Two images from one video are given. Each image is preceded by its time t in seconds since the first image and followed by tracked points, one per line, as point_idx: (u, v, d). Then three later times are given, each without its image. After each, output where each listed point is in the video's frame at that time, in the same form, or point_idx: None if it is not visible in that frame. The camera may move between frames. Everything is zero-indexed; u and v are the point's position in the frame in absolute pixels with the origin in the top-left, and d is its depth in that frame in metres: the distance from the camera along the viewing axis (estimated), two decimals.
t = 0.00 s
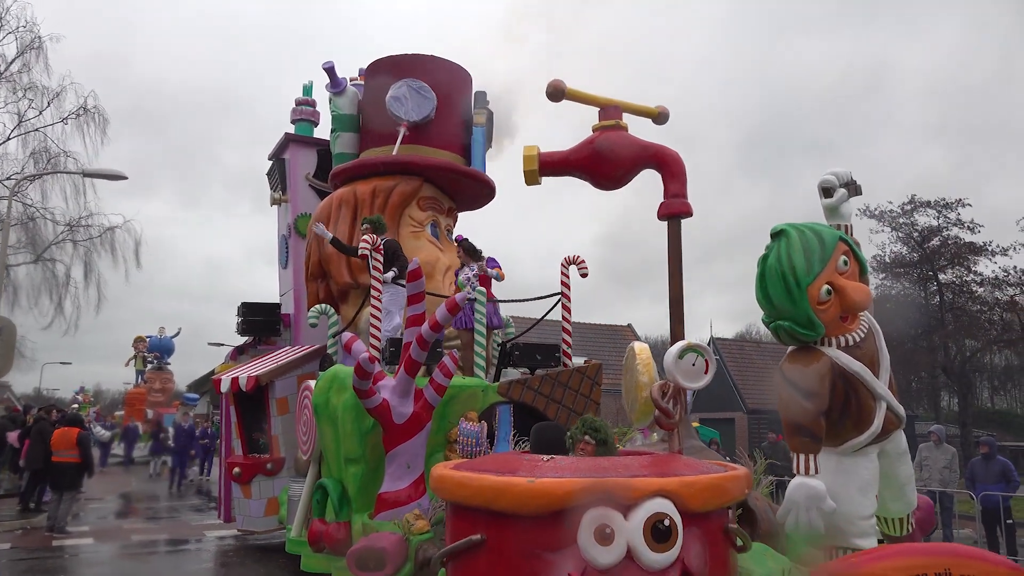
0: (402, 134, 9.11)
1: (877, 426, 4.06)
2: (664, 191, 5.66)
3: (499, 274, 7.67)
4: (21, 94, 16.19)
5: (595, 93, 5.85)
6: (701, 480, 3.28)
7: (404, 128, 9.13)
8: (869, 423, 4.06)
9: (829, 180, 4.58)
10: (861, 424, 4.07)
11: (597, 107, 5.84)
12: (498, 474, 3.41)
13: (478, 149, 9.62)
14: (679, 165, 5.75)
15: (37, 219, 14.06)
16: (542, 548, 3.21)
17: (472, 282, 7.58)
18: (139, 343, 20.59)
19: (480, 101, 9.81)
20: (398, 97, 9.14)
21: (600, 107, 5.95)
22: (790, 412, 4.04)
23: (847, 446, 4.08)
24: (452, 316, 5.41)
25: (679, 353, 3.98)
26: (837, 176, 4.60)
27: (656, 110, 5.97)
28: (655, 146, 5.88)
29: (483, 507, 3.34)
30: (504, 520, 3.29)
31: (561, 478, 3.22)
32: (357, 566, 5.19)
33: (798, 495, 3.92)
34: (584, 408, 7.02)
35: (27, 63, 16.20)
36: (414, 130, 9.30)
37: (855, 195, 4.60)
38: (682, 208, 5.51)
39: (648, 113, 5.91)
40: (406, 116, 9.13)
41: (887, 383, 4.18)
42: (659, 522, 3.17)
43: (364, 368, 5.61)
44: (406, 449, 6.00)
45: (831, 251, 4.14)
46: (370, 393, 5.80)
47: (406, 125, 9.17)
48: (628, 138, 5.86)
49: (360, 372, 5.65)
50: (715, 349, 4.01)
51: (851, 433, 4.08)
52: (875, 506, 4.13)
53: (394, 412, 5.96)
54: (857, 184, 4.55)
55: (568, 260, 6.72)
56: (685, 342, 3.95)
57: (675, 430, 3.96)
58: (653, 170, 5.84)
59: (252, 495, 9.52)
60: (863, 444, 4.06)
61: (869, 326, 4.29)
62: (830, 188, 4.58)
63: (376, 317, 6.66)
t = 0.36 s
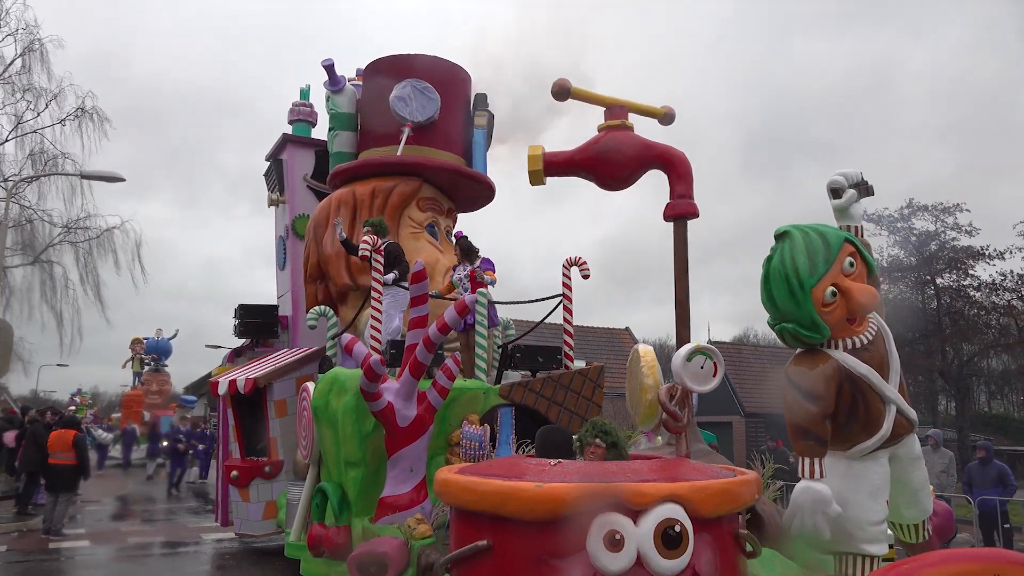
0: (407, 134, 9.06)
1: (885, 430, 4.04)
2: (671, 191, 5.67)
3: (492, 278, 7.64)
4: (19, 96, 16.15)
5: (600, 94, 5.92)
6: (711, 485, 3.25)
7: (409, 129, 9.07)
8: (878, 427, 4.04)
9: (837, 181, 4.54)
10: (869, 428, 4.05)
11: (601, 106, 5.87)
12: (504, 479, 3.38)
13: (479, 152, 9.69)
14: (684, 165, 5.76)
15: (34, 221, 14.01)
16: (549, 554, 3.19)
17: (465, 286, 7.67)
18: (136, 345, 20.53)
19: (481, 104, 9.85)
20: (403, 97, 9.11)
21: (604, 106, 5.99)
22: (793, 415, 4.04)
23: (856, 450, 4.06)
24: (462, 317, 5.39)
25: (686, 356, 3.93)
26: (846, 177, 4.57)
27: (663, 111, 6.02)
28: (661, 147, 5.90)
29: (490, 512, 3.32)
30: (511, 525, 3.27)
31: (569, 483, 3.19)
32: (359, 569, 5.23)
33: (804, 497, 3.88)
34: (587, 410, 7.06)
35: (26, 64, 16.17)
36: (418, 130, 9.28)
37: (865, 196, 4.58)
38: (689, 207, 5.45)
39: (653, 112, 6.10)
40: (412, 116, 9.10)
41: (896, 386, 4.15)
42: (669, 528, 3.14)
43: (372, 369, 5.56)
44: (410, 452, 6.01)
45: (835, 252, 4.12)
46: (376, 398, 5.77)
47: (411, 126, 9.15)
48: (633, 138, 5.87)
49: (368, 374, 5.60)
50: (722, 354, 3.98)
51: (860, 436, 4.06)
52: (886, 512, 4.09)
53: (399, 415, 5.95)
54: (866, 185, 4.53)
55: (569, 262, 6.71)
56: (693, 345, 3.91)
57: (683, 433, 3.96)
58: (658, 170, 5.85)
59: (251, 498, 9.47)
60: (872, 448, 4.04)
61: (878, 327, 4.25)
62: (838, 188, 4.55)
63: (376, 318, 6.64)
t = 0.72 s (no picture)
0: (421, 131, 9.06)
1: (901, 430, 4.02)
2: (683, 188, 5.64)
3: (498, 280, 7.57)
4: (27, 94, 16.19)
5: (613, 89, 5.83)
6: (728, 486, 3.23)
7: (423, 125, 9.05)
8: (894, 427, 4.02)
9: (853, 177, 4.50)
10: (885, 428, 4.02)
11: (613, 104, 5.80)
12: (518, 479, 3.37)
13: (490, 150, 9.77)
14: (696, 162, 5.74)
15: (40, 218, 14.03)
16: (564, 555, 3.18)
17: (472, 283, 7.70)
18: (142, 343, 20.58)
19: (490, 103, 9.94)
20: (416, 94, 9.07)
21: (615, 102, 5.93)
22: (808, 415, 4.00)
23: (871, 450, 4.04)
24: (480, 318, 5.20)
25: (701, 354, 3.94)
26: (862, 173, 4.52)
27: (674, 107, 5.93)
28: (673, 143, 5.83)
29: (504, 513, 3.31)
30: (525, 526, 3.26)
31: (584, 483, 3.18)
32: (369, 569, 5.31)
33: (817, 499, 3.87)
34: (595, 410, 6.94)
35: (33, 63, 16.20)
36: (431, 128, 9.26)
37: (882, 192, 4.53)
38: (702, 206, 5.39)
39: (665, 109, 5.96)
40: (425, 113, 9.09)
41: (913, 385, 4.12)
42: (686, 530, 3.13)
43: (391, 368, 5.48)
44: (421, 450, 6.04)
45: (848, 249, 4.07)
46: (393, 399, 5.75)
47: (423, 122, 9.11)
48: (645, 135, 5.81)
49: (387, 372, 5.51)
50: (736, 351, 3.99)
51: (875, 436, 4.03)
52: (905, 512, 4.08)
53: (410, 414, 5.97)
54: (884, 182, 4.49)
55: (578, 260, 6.70)
56: (707, 342, 3.92)
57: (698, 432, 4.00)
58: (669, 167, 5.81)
59: (258, 497, 9.49)
60: (887, 447, 4.02)
61: (894, 326, 4.22)
62: (854, 184, 4.51)
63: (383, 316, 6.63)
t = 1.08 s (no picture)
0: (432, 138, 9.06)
1: (916, 437, 4.01)
2: (691, 193, 5.63)
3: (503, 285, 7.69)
4: (31, 103, 16.24)
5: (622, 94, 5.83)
6: (742, 494, 3.20)
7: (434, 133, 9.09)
8: (909, 434, 4.01)
9: (865, 181, 4.49)
10: (900, 435, 4.02)
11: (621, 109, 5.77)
12: (529, 488, 3.35)
13: (496, 159, 9.94)
14: (705, 166, 5.75)
15: (44, 226, 14.06)
16: (576, 565, 3.16)
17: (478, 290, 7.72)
18: (144, 351, 20.59)
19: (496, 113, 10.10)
20: (429, 101, 9.08)
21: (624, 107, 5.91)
22: (822, 421, 4.00)
23: (886, 457, 4.03)
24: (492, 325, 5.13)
25: (712, 361, 3.96)
26: (874, 177, 4.50)
27: (681, 111, 5.90)
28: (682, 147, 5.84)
29: (514, 522, 3.29)
30: (536, 535, 3.24)
31: (596, 492, 3.16)
32: None
33: (834, 508, 3.85)
34: (603, 417, 6.96)
35: (37, 71, 16.25)
36: (442, 134, 9.28)
37: (893, 196, 4.52)
38: (711, 211, 5.37)
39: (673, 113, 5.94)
40: (437, 120, 9.11)
41: (928, 391, 4.09)
42: (699, 539, 3.10)
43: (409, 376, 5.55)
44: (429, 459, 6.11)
45: (861, 254, 4.07)
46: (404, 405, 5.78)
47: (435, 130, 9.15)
48: (654, 139, 5.82)
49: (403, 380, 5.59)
50: (747, 358, 4.01)
51: (890, 443, 4.03)
52: (920, 522, 4.05)
53: (421, 422, 6.03)
54: (895, 186, 4.47)
55: (585, 266, 6.69)
56: (718, 349, 3.95)
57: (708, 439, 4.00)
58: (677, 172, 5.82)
59: (262, 505, 9.48)
60: (903, 454, 4.01)
61: (908, 331, 4.19)
62: (866, 189, 4.50)
63: (389, 322, 6.62)
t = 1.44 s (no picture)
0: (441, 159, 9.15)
1: (928, 458, 3.99)
2: (696, 212, 5.63)
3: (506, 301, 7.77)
4: (31, 125, 16.31)
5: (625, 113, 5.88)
6: (753, 517, 3.18)
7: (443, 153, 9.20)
8: (921, 455, 3.99)
9: (872, 200, 4.52)
10: (912, 456, 4.00)
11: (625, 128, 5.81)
12: (535, 509, 3.32)
13: (498, 181, 10.07)
14: (709, 185, 5.75)
15: (44, 247, 14.07)
16: None
17: (483, 309, 7.72)
18: (143, 372, 20.52)
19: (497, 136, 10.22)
20: (439, 121, 9.24)
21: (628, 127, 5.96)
22: (834, 442, 3.95)
23: (898, 479, 4.01)
24: (501, 345, 5.09)
25: (720, 382, 3.95)
26: (881, 196, 4.54)
27: (685, 130, 5.94)
28: (685, 166, 5.86)
29: (522, 547, 3.25)
30: (544, 560, 3.21)
31: (606, 516, 3.12)
32: None
33: (849, 531, 3.78)
34: (606, 438, 6.85)
35: (37, 94, 16.34)
36: (450, 155, 9.39)
37: (901, 216, 4.53)
38: (717, 229, 5.35)
39: (677, 133, 5.95)
40: (447, 141, 9.24)
41: (939, 412, 4.08)
42: (712, 563, 3.07)
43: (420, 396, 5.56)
44: (434, 480, 6.11)
45: (871, 272, 4.05)
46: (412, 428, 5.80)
47: (445, 151, 9.26)
48: (659, 159, 5.82)
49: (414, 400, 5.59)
50: (756, 377, 3.99)
51: (902, 465, 4.01)
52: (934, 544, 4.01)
53: (426, 442, 5.98)
54: (903, 205, 4.50)
55: (588, 285, 6.68)
56: (726, 369, 3.94)
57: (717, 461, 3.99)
58: (681, 192, 5.83)
59: (261, 527, 9.39)
60: (915, 476, 3.98)
61: (918, 351, 4.19)
62: (874, 208, 4.50)
63: (392, 341, 6.60)
